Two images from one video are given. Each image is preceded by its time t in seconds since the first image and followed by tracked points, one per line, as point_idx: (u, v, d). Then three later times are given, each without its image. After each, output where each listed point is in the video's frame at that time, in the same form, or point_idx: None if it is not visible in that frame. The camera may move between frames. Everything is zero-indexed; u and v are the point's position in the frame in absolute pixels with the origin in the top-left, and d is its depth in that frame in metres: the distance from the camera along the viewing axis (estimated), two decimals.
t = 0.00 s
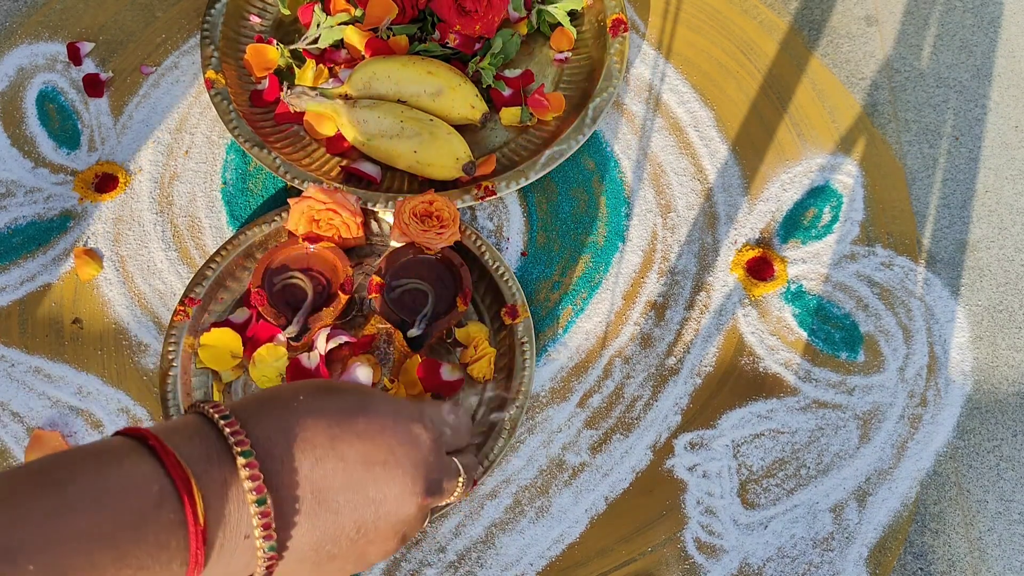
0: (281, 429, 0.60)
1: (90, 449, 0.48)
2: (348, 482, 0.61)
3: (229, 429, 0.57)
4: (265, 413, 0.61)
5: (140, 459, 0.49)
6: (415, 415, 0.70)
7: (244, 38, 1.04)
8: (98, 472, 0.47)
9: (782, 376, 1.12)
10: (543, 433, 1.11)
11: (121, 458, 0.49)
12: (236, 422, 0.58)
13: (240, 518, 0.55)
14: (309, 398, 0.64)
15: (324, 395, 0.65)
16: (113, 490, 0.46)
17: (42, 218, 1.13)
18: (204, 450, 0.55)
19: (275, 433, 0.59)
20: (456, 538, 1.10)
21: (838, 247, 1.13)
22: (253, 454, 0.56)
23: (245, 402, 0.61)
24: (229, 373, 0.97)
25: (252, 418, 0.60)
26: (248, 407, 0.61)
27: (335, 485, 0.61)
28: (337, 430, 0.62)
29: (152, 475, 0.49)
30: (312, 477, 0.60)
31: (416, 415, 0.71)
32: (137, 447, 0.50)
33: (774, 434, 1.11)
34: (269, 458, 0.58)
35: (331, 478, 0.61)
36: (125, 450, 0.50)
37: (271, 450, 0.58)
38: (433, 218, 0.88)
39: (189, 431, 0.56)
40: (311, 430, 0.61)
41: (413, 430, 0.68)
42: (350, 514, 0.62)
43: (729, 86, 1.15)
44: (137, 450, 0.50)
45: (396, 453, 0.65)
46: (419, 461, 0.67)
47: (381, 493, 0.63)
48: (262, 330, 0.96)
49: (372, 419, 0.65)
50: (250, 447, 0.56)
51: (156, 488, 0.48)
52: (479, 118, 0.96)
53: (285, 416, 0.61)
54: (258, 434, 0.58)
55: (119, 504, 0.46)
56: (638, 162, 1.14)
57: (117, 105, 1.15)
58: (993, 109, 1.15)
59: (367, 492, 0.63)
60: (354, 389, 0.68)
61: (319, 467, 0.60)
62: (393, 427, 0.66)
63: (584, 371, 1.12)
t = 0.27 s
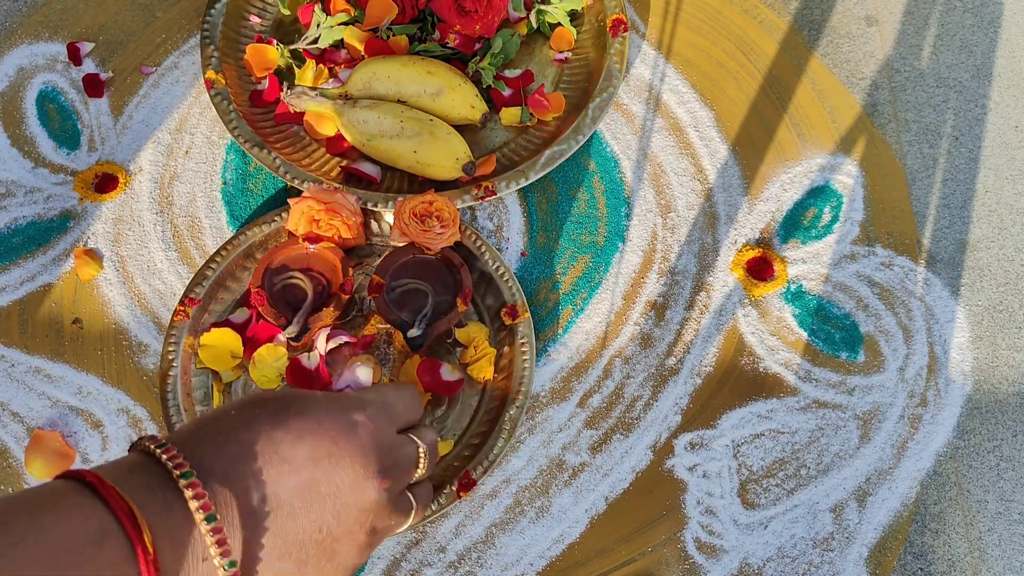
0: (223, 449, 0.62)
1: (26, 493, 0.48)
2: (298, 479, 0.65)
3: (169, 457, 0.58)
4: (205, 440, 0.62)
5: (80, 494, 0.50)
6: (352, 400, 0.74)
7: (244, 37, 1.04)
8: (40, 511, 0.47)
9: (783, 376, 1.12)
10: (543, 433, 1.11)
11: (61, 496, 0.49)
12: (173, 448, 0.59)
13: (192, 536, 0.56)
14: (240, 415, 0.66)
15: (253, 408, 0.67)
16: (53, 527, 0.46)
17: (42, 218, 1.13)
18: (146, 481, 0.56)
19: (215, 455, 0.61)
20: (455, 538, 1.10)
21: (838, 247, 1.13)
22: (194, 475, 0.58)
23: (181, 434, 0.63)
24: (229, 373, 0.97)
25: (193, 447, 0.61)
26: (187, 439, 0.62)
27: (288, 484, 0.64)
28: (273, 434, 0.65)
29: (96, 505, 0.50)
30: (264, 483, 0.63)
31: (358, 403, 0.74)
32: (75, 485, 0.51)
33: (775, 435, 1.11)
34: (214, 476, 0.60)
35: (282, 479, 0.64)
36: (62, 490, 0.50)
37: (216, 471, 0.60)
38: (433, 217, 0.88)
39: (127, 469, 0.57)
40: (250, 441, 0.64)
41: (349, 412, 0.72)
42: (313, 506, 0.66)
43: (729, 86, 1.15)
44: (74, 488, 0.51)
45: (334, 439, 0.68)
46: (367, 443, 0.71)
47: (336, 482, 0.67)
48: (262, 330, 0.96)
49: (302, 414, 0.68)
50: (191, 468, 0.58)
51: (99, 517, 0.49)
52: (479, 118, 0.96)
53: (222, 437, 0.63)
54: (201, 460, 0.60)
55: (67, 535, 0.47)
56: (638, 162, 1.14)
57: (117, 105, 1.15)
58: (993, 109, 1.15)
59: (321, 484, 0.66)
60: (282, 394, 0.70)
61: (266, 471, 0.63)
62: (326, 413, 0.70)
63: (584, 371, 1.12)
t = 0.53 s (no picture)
0: (186, 452, 0.56)
1: None
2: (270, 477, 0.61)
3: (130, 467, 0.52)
4: (167, 444, 0.57)
5: (35, 516, 0.45)
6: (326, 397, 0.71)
7: (244, 37, 1.04)
8: None
9: (783, 376, 1.12)
10: (543, 433, 1.11)
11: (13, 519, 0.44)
12: (134, 456, 0.53)
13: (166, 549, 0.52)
14: (200, 414, 0.60)
15: (214, 406, 0.62)
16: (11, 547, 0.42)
17: (42, 218, 1.13)
18: (107, 492, 0.51)
19: (179, 460, 0.56)
20: (455, 538, 1.10)
21: (838, 247, 1.13)
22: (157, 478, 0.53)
23: (138, 441, 0.57)
24: (229, 373, 0.97)
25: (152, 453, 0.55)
26: (143, 446, 0.56)
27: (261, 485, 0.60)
28: (242, 432, 0.60)
29: (57, 528, 0.45)
30: (230, 488, 0.58)
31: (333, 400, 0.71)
32: (30, 505, 0.45)
33: (775, 435, 1.11)
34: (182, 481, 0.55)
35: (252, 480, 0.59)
36: (14, 511, 0.44)
37: (181, 478, 0.55)
38: (433, 218, 0.88)
39: (83, 480, 0.51)
40: (217, 441, 0.58)
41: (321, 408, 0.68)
42: (284, 508, 0.62)
43: (729, 86, 1.15)
44: (29, 508, 0.45)
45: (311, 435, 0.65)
46: (343, 441, 0.68)
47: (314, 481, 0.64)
48: (262, 330, 0.96)
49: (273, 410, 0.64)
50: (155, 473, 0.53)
51: (61, 541, 0.44)
52: (479, 118, 0.96)
53: (186, 438, 0.58)
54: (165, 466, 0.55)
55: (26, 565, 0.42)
56: (638, 162, 1.14)
57: (117, 105, 1.15)
58: (993, 109, 1.15)
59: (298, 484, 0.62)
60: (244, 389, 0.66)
61: (237, 472, 0.58)
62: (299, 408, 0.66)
63: (584, 372, 1.12)
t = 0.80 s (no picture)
0: (251, 406, 0.60)
1: (67, 457, 0.46)
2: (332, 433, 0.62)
3: (202, 420, 0.57)
4: (236, 398, 0.61)
5: (123, 460, 0.48)
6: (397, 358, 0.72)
7: (245, 38, 1.04)
8: (89, 481, 0.45)
9: (783, 377, 1.12)
10: (543, 433, 1.11)
11: (102, 461, 0.47)
12: (206, 409, 0.58)
13: (235, 498, 0.56)
14: (266, 370, 0.64)
15: (281, 362, 0.65)
16: (106, 486, 0.45)
17: (42, 218, 1.13)
18: (184, 442, 0.55)
19: (245, 412, 0.59)
20: (456, 538, 1.10)
21: (838, 247, 1.13)
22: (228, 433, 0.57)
23: (210, 393, 0.61)
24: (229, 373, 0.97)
25: (223, 405, 0.60)
26: (216, 397, 0.61)
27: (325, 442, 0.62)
28: (305, 386, 0.63)
29: (144, 472, 0.48)
30: (294, 440, 0.60)
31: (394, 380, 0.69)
32: (117, 449, 0.49)
33: (775, 434, 1.11)
34: (250, 434, 0.58)
35: (315, 435, 0.61)
36: (105, 454, 0.48)
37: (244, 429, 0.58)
38: (433, 218, 0.88)
39: (163, 430, 0.56)
40: (280, 395, 0.62)
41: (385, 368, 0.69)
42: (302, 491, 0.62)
43: (729, 86, 1.15)
44: (116, 452, 0.49)
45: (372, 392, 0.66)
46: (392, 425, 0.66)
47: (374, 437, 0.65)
48: (262, 330, 0.96)
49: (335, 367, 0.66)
50: (225, 428, 0.57)
51: (148, 483, 0.48)
52: (479, 118, 0.96)
53: (251, 392, 0.61)
54: (234, 419, 0.59)
55: (118, 503, 0.45)
56: (638, 162, 1.14)
57: (117, 105, 1.15)
58: (993, 109, 1.15)
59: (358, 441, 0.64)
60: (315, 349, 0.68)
61: (300, 425, 0.61)
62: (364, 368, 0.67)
63: (584, 371, 1.12)
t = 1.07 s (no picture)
0: (283, 370, 0.63)
1: (112, 417, 0.49)
2: (359, 395, 0.64)
3: (238, 385, 0.60)
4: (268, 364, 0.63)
5: (164, 419, 0.51)
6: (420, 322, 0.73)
7: (244, 38, 1.04)
8: (133, 437, 0.48)
9: (783, 377, 1.12)
10: (543, 433, 1.11)
11: (145, 420, 0.50)
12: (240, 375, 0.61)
13: (270, 457, 0.58)
14: (296, 338, 0.66)
15: (309, 331, 0.67)
16: (149, 443, 0.48)
17: (42, 218, 1.13)
18: (221, 405, 0.58)
19: (280, 378, 0.62)
20: (455, 538, 1.10)
21: (838, 247, 1.13)
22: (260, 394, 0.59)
23: (247, 361, 0.64)
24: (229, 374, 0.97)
25: (257, 370, 0.62)
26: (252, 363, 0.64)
27: (353, 403, 0.64)
28: (332, 350, 0.65)
29: (183, 430, 0.51)
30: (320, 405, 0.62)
31: (411, 352, 0.69)
32: (158, 410, 0.52)
33: (775, 435, 1.11)
34: (284, 397, 0.61)
35: (343, 398, 0.64)
36: (148, 413, 0.51)
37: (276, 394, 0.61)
38: (433, 218, 0.88)
39: (203, 395, 0.59)
40: (309, 360, 0.64)
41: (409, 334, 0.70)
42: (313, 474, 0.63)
43: (729, 86, 1.15)
44: (157, 412, 0.52)
45: (398, 352, 0.68)
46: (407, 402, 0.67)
47: (402, 398, 0.66)
48: (262, 330, 0.95)
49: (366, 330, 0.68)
50: (258, 390, 0.60)
51: (187, 440, 0.51)
52: (479, 118, 0.96)
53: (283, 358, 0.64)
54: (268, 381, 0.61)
55: (160, 456, 0.48)
56: (638, 163, 1.14)
57: (117, 105, 1.15)
58: (993, 109, 1.15)
59: (385, 400, 0.65)
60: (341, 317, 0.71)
61: (328, 385, 0.63)
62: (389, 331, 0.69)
63: (584, 371, 1.12)
